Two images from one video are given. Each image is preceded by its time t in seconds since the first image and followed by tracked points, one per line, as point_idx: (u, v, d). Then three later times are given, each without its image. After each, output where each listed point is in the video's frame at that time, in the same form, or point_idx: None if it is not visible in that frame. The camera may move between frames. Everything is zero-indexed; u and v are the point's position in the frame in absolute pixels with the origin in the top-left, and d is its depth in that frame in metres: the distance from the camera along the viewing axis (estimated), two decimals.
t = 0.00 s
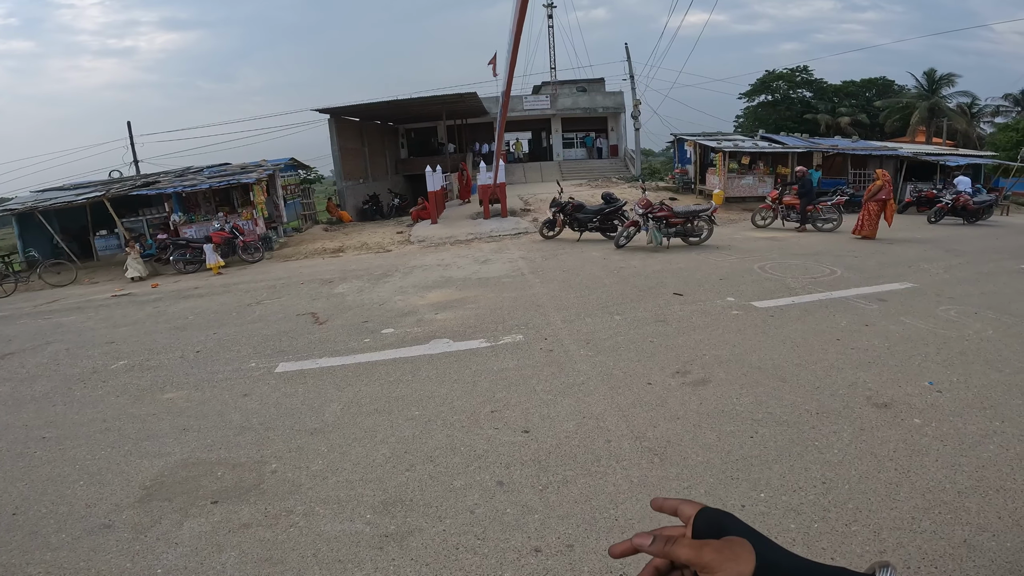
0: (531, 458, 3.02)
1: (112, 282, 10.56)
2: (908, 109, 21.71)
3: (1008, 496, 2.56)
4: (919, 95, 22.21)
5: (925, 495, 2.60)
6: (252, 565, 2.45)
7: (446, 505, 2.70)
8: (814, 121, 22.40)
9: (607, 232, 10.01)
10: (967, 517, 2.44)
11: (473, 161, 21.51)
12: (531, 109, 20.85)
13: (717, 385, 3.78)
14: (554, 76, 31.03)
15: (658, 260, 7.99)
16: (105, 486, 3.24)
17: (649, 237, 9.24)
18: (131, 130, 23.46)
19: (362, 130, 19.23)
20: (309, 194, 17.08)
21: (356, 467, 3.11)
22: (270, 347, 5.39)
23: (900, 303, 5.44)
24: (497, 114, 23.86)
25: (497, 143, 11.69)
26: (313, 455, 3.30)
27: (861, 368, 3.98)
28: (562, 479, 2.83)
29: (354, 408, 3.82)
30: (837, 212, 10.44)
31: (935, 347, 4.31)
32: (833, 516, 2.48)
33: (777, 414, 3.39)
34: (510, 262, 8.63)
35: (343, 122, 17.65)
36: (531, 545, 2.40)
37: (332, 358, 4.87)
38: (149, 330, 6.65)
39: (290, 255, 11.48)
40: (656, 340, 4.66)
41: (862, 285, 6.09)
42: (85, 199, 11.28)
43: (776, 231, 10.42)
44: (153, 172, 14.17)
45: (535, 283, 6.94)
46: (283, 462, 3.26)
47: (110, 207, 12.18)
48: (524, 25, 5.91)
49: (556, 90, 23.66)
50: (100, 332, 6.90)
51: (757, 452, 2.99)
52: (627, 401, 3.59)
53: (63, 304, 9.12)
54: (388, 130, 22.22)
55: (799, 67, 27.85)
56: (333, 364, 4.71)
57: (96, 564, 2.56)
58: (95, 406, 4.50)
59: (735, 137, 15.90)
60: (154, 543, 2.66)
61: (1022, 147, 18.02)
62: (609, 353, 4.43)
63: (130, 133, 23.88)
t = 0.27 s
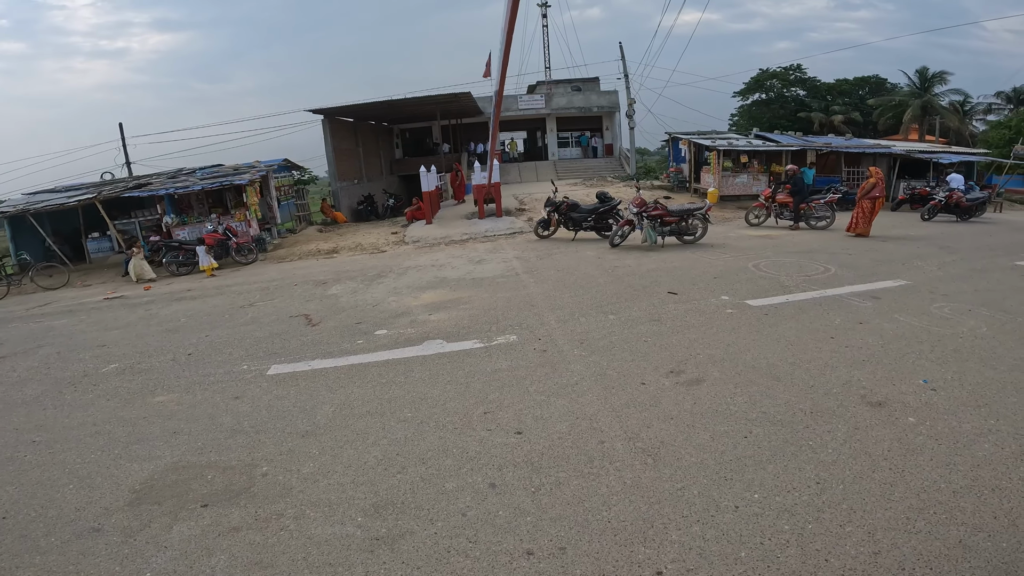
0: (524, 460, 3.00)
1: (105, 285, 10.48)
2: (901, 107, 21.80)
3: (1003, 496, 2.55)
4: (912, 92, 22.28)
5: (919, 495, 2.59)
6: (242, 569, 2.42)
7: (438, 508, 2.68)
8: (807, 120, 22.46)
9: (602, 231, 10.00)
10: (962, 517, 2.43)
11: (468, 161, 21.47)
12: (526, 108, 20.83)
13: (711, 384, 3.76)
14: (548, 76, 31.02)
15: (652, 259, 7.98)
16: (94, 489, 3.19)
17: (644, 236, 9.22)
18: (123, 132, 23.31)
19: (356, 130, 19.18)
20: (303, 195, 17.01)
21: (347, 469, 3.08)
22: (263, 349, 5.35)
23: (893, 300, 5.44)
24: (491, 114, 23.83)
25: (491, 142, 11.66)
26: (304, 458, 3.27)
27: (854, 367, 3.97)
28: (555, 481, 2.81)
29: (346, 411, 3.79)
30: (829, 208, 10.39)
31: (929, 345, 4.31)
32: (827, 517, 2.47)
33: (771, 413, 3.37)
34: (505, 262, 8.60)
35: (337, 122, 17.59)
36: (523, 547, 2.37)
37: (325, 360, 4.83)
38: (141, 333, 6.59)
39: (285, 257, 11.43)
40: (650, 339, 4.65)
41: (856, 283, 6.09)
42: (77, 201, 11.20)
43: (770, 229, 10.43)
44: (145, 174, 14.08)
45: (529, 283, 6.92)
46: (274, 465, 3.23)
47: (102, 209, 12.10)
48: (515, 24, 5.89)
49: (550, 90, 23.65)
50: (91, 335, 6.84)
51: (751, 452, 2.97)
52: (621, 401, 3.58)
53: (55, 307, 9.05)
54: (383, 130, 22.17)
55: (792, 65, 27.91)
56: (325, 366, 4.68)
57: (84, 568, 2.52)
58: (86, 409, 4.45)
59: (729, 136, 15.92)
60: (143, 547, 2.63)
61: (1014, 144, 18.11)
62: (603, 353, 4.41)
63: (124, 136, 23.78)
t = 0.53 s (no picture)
0: (518, 460, 3.00)
1: (97, 287, 10.42)
2: (893, 106, 21.93)
3: (996, 493, 2.56)
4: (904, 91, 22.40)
5: (912, 493, 2.60)
6: (237, 571, 2.41)
7: (432, 508, 2.67)
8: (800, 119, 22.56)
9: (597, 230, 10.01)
10: (954, 514, 2.44)
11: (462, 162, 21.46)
12: (520, 109, 20.84)
13: (705, 383, 3.77)
14: (542, 76, 31.04)
15: (647, 258, 7.99)
16: (88, 491, 3.17)
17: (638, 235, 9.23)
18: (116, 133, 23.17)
19: (350, 131, 19.14)
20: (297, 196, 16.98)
21: (341, 470, 3.08)
22: (257, 351, 5.33)
23: (886, 298, 5.47)
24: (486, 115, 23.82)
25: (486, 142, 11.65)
26: (298, 459, 3.26)
27: (847, 364, 3.98)
28: (549, 480, 2.82)
29: (340, 412, 3.78)
30: (821, 207, 10.35)
31: (921, 342, 4.33)
32: (821, 515, 2.48)
33: (765, 412, 3.38)
34: (499, 262, 8.60)
35: (331, 123, 17.56)
36: (517, 547, 2.37)
37: (319, 361, 4.82)
38: (134, 335, 6.55)
39: (279, 258, 11.40)
40: (644, 338, 4.66)
41: (849, 281, 6.11)
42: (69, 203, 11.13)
43: (764, 228, 10.46)
44: (138, 175, 14.01)
45: (524, 283, 6.92)
46: (268, 466, 3.22)
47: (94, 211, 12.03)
48: (507, 25, 5.89)
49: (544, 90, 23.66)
50: (84, 338, 6.79)
51: (745, 451, 2.98)
52: (615, 400, 3.58)
53: (48, 310, 8.99)
54: (377, 131, 22.13)
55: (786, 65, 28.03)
56: (319, 368, 4.66)
57: (78, 570, 2.51)
58: (78, 411, 4.42)
59: (723, 135, 15.95)
60: (136, 549, 2.61)
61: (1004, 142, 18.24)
62: (597, 352, 4.42)
63: (115, 137, 23.53)
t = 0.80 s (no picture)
0: (518, 458, 3.02)
1: (96, 288, 10.41)
2: (890, 105, 22.01)
3: (992, 490, 2.59)
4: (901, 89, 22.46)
5: (909, 490, 2.62)
6: (240, 569, 2.42)
7: (433, 506, 2.69)
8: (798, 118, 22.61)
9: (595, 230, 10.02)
10: (951, 511, 2.46)
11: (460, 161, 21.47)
12: (518, 108, 20.85)
13: (704, 381, 3.80)
14: (540, 75, 31.05)
15: (645, 257, 8.01)
16: (90, 491, 3.18)
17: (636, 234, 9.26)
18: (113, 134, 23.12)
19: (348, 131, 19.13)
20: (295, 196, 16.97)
21: (343, 469, 3.09)
22: (256, 351, 5.34)
23: (883, 296, 5.49)
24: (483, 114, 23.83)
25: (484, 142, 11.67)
26: (299, 458, 3.27)
27: (844, 362, 4.01)
28: (549, 478, 2.84)
29: (341, 411, 3.79)
30: (814, 207, 10.44)
31: (918, 340, 4.36)
32: (819, 512, 2.50)
33: (763, 410, 3.40)
34: (498, 261, 8.61)
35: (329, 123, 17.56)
36: (519, 545, 2.39)
37: (319, 361, 4.83)
38: (133, 336, 6.55)
39: (277, 258, 11.40)
40: (643, 337, 4.68)
41: (846, 279, 6.14)
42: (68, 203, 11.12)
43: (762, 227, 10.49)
44: (136, 176, 14.00)
45: (522, 282, 6.93)
46: (270, 466, 3.23)
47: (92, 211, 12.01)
48: (505, 25, 5.91)
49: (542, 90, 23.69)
50: (83, 339, 6.79)
51: (743, 448, 3.00)
52: (614, 398, 3.60)
53: (47, 311, 8.98)
54: (375, 131, 22.13)
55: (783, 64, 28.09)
56: (319, 367, 4.67)
57: (81, 570, 2.52)
58: (79, 412, 4.42)
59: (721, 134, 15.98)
60: (139, 548, 2.63)
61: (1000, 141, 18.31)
62: (596, 351, 4.44)
63: (112, 136, 23.47)
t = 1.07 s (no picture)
0: (518, 457, 3.03)
1: (95, 288, 10.41)
2: (888, 104, 22.06)
3: (987, 487, 2.61)
4: (899, 88, 22.52)
5: (905, 487, 2.64)
6: (240, 567, 2.44)
7: (433, 503, 2.71)
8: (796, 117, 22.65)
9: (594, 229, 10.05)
10: (948, 509, 2.48)
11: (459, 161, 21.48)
12: (516, 108, 20.86)
13: (701, 380, 3.82)
14: (538, 75, 31.04)
15: (643, 256, 8.03)
16: (90, 490, 3.20)
17: (635, 233, 9.28)
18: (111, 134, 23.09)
19: (346, 131, 19.13)
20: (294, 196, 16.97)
21: (342, 467, 3.11)
22: (256, 351, 5.36)
23: (880, 294, 5.52)
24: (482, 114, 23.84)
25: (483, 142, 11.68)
26: (299, 457, 3.28)
27: (841, 360, 4.03)
28: (548, 476, 2.85)
29: (341, 410, 3.81)
30: (805, 205, 10.65)
31: (915, 338, 4.38)
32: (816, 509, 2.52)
33: (760, 408, 3.42)
34: (497, 261, 8.63)
35: (328, 123, 17.55)
36: (517, 542, 2.41)
37: (318, 361, 4.84)
38: (133, 336, 6.55)
39: (276, 258, 11.40)
40: (641, 336, 4.70)
41: (843, 278, 6.16)
42: (66, 204, 11.11)
43: (759, 226, 10.52)
44: (134, 176, 13.99)
45: (521, 282, 6.94)
46: (270, 465, 3.24)
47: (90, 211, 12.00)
48: (503, 25, 5.92)
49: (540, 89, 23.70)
50: (82, 339, 6.79)
51: (740, 446, 3.02)
52: (612, 397, 3.62)
53: (45, 311, 8.97)
54: (373, 130, 22.13)
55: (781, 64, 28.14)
56: (319, 367, 4.69)
57: (83, 569, 2.54)
58: (79, 412, 4.43)
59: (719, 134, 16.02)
60: (140, 547, 2.64)
61: (997, 140, 18.40)
62: (595, 349, 4.46)
63: (109, 134, 23.40)
